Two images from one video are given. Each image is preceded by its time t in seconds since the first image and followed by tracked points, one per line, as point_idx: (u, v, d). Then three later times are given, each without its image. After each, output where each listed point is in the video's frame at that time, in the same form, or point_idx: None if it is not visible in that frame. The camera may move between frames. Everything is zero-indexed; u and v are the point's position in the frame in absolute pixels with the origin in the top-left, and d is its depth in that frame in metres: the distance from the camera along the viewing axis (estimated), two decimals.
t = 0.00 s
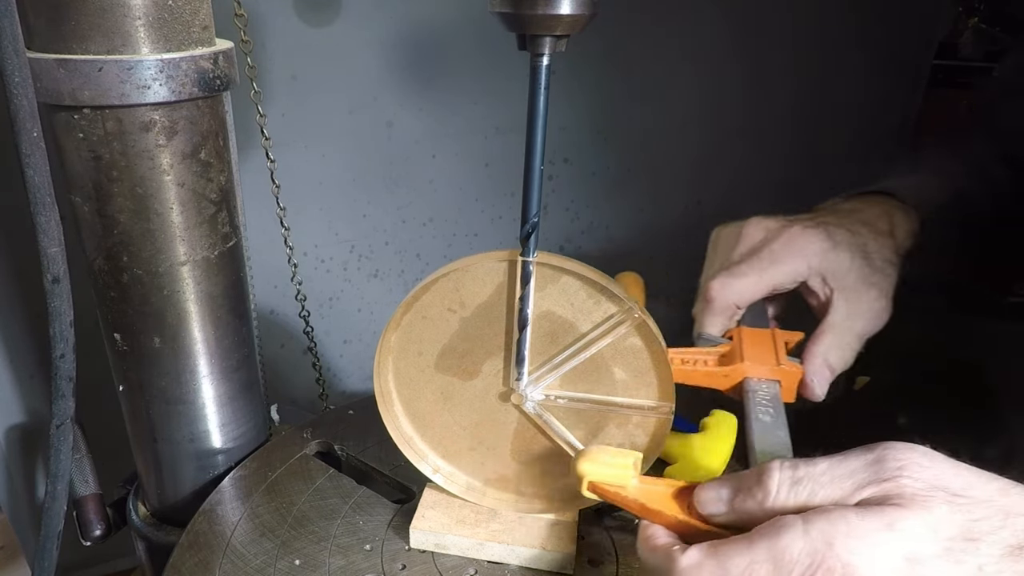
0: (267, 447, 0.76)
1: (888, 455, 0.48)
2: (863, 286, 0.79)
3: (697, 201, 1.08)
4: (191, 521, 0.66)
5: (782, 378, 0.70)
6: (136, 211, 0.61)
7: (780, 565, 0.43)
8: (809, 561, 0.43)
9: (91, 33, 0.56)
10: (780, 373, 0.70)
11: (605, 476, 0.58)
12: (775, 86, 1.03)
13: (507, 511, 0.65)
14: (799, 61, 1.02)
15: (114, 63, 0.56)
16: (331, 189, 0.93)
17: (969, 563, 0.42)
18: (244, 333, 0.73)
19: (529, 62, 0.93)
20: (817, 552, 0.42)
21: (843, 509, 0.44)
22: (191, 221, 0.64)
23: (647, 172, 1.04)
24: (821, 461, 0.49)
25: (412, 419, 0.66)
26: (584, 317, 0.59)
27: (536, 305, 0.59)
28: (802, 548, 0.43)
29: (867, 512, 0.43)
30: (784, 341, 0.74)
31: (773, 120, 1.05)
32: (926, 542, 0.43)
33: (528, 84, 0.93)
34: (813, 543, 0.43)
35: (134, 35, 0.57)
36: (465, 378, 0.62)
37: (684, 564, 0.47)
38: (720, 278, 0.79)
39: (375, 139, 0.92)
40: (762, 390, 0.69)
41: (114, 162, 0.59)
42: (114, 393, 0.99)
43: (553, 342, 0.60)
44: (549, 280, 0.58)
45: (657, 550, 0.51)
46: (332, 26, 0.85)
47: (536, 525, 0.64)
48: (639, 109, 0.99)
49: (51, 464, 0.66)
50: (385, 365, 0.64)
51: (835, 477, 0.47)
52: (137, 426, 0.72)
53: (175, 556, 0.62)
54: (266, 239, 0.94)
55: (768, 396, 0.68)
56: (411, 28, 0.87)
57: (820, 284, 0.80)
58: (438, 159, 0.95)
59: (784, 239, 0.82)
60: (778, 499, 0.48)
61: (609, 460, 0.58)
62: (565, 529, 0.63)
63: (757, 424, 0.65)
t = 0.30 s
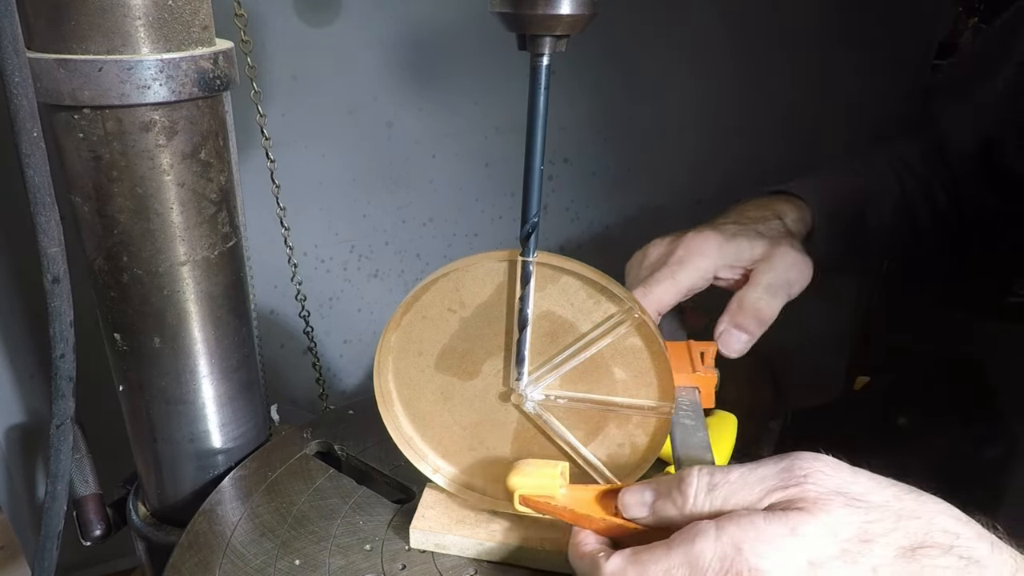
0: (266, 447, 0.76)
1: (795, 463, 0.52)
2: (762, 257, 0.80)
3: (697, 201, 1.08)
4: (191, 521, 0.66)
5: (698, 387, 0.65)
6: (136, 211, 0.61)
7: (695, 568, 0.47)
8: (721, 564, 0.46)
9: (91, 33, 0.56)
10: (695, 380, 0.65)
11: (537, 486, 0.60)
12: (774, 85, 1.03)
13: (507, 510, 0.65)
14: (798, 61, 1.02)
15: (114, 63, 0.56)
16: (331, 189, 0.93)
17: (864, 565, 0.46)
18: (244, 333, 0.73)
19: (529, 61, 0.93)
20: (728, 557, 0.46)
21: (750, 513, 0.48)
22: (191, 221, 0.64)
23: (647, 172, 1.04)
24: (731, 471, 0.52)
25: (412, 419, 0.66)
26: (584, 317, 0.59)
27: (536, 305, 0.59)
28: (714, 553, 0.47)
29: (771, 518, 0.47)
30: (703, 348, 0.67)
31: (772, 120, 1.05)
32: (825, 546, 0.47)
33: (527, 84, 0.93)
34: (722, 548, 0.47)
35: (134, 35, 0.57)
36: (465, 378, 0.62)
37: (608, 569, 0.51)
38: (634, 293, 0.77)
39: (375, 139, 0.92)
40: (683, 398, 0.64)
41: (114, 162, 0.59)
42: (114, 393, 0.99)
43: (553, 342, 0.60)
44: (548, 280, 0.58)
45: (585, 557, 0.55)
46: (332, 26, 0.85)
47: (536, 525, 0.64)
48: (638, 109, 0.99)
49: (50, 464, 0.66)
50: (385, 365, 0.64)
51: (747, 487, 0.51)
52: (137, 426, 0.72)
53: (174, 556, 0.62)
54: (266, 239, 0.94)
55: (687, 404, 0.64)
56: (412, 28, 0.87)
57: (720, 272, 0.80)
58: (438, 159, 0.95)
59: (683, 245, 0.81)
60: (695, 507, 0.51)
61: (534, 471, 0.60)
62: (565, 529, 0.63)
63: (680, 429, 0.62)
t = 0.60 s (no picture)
0: (266, 447, 0.76)
1: (768, 447, 0.56)
2: (739, 277, 0.83)
3: (697, 201, 1.08)
4: (191, 521, 0.66)
5: (692, 396, 0.64)
6: (136, 211, 0.61)
7: (685, 529, 0.49)
8: (710, 528, 0.48)
9: (91, 33, 0.56)
10: (690, 389, 0.64)
11: (529, 485, 0.60)
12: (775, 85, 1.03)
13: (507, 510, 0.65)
14: (798, 61, 1.03)
15: (114, 63, 0.56)
16: (331, 189, 0.93)
17: (840, 520, 0.50)
18: (244, 333, 0.73)
19: (529, 61, 0.93)
20: (717, 520, 0.48)
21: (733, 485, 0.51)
22: (191, 221, 0.64)
23: (647, 172, 1.04)
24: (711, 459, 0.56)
25: (412, 419, 0.66)
26: (584, 317, 0.59)
27: (536, 305, 0.59)
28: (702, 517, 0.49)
29: (753, 486, 0.50)
30: (699, 356, 0.67)
31: (772, 120, 1.05)
32: (803, 503, 0.49)
33: (528, 84, 0.93)
34: (712, 511, 0.49)
35: (134, 36, 0.57)
36: (465, 378, 0.62)
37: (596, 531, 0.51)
38: (646, 293, 0.73)
39: (375, 139, 0.92)
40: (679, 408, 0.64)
41: (114, 162, 0.59)
42: (114, 393, 0.99)
43: (553, 342, 0.60)
44: (549, 280, 0.58)
45: (571, 534, 0.55)
46: (332, 25, 0.85)
47: (537, 525, 0.64)
48: (638, 109, 0.99)
49: (51, 464, 0.66)
50: (385, 365, 0.64)
51: (725, 468, 0.54)
52: (137, 426, 0.72)
53: (175, 556, 0.62)
54: (266, 239, 0.94)
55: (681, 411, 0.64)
56: (411, 28, 0.87)
57: (706, 286, 0.80)
58: (438, 159, 0.95)
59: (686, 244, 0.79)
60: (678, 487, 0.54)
61: (524, 467, 0.61)
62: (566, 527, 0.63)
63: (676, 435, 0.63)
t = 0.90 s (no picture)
0: (266, 447, 0.76)
1: (748, 448, 0.56)
2: (727, 299, 0.84)
3: (696, 202, 1.08)
4: (191, 521, 0.66)
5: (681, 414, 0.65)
6: (136, 211, 0.61)
7: (667, 526, 0.49)
8: (692, 526, 0.48)
9: (91, 33, 0.56)
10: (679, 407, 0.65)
11: (516, 486, 0.60)
12: (775, 85, 1.03)
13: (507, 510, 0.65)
14: (798, 60, 1.03)
15: (114, 63, 0.56)
16: (331, 189, 0.93)
17: (821, 513, 0.50)
18: (244, 333, 0.73)
19: (529, 61, 0.93)
20: (699, 518, 0.48)
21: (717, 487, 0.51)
22: (191, 221, 0.64)
23: (647, 172, 1.04)
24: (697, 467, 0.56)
25: (413, 419, 0.66)
26: (583, 317, 0.59)
27: (536, 305, 0.59)
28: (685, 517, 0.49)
29: (736, 486, 0.50)
30: (688, 371, 0.68)
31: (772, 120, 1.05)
32: (783, 499, 0.49)
33: (528, 84, 0.93)
34: (695, 509, 0.49)
35: (134, 35, 0.57)
36: (465, 378, 0.62)
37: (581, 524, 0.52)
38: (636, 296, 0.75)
39: (375, 139, 0.92)
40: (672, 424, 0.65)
41: (113, 162, 0.59)
42: (114, 393, 0.99)
43: (553, 342, 0.60)
44: (549, 280, 0.58)
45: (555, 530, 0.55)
46: (332, 25, 0.85)
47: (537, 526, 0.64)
48: (638, 109, 0.99)
49: (50, 464, 0.66)
50: (385, 365, 0.64)
51: (709, 474, 0.54)
52: (137, 426, 0.72)
53: (174, 556, 0.62)
54: (266, 239, 0.94)
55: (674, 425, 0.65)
56: (411, 28, 0.87)
57: (695, 302, 0.81)
58: (438, 159, 0.95)
59: (681, 259, 0.81)
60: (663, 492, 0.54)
61: (514, 469, 0.61)
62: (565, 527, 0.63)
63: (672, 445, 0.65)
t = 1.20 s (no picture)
0: (266, 447, 0.76)
1: (752, 448, 0.56)
2: (732, 314, 0.82)
3: (696, 202, 1.08)
4: (191, 521, 0.66)
5: (684, 418, 0.62)
6: (136, 211, 0.61)
7: (673, 528, 0.49)
8: (699, 527, 0.48)
9: (91, 33, 0.56)
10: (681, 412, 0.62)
11: (518, 492, 0.60)
12: (775, 85, 1.04)
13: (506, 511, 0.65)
14: (798, 60, 1.03)
15: (114, 63, 0.56)
16: (331, 189, 0.93)
17: (828, 513, 0.49)
18: (244, 333, 0.73)
19: (529, 61, 0.93)
20: (705, 521, 0.48)
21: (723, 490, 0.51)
22: (191, 221, 0.64)
23: (647, 172, 1.04)
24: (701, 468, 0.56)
25: (412, 419, 0.66)
26: (584, 317, 0.59)
27: (536, 305, 0.59)
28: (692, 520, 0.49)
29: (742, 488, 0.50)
30: (691, 376, 0.65)
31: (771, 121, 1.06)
32: (789, 499, 0.49)
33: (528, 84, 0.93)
34: (701, 512, 0.49)
35: (134, 35, 0.57)
36: (465, 378, 0.62)
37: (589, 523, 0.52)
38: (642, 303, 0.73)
39: (375, 139, 0.92)
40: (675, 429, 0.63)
41: (113, 162, 0.59)
42: (114, 393, 0.99)
43: (553, 342, 0.60)
44: (549, 280, 0.58)
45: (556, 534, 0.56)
46: (332, 25, 0.85)
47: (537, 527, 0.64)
48: (638, 109, 0.99)
49: (50, 464, 0.66)
50: (385, 365, 0.64)
51: (714, 475, 0.54)
52: (137, 426, 0.72)
53: (174, 556, 0.62)
54: (266, 239, 0.94)
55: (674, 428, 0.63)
56: (411, 28, 0.87)
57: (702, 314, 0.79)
58: (438, 158, 0.95)
59: (689, 270, 0.79)
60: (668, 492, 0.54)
61: (515, 477, 0.61)
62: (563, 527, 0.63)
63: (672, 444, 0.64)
